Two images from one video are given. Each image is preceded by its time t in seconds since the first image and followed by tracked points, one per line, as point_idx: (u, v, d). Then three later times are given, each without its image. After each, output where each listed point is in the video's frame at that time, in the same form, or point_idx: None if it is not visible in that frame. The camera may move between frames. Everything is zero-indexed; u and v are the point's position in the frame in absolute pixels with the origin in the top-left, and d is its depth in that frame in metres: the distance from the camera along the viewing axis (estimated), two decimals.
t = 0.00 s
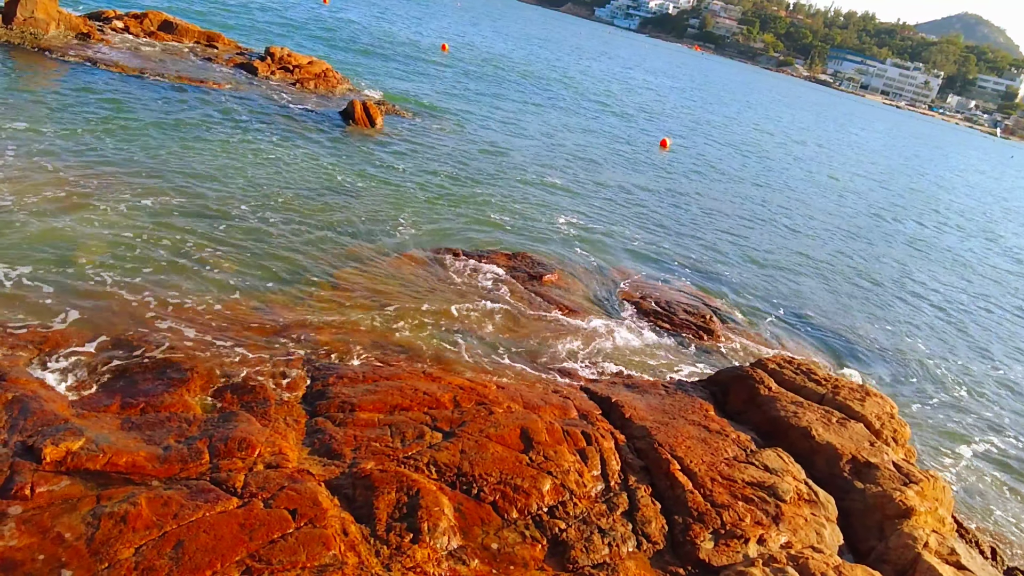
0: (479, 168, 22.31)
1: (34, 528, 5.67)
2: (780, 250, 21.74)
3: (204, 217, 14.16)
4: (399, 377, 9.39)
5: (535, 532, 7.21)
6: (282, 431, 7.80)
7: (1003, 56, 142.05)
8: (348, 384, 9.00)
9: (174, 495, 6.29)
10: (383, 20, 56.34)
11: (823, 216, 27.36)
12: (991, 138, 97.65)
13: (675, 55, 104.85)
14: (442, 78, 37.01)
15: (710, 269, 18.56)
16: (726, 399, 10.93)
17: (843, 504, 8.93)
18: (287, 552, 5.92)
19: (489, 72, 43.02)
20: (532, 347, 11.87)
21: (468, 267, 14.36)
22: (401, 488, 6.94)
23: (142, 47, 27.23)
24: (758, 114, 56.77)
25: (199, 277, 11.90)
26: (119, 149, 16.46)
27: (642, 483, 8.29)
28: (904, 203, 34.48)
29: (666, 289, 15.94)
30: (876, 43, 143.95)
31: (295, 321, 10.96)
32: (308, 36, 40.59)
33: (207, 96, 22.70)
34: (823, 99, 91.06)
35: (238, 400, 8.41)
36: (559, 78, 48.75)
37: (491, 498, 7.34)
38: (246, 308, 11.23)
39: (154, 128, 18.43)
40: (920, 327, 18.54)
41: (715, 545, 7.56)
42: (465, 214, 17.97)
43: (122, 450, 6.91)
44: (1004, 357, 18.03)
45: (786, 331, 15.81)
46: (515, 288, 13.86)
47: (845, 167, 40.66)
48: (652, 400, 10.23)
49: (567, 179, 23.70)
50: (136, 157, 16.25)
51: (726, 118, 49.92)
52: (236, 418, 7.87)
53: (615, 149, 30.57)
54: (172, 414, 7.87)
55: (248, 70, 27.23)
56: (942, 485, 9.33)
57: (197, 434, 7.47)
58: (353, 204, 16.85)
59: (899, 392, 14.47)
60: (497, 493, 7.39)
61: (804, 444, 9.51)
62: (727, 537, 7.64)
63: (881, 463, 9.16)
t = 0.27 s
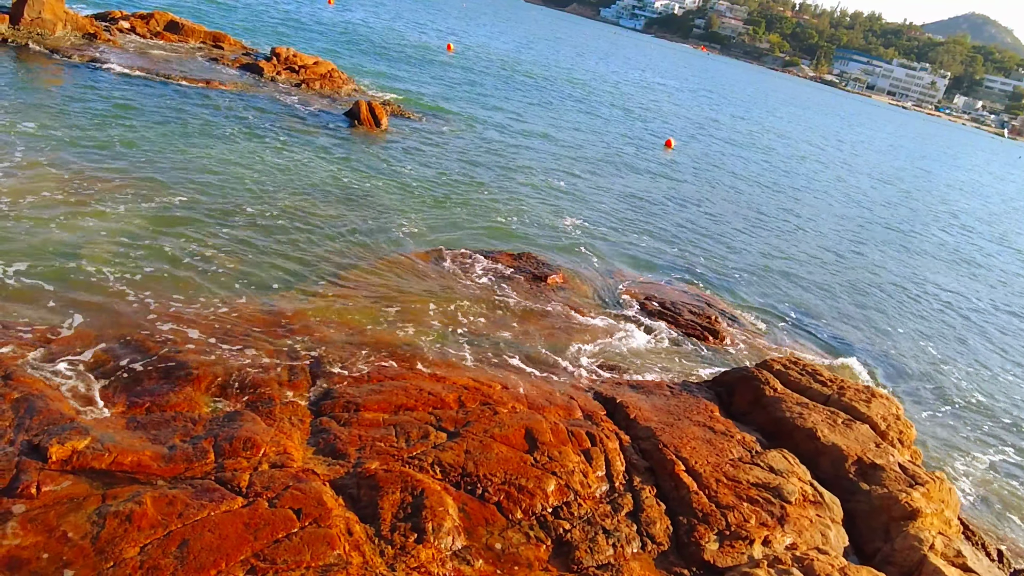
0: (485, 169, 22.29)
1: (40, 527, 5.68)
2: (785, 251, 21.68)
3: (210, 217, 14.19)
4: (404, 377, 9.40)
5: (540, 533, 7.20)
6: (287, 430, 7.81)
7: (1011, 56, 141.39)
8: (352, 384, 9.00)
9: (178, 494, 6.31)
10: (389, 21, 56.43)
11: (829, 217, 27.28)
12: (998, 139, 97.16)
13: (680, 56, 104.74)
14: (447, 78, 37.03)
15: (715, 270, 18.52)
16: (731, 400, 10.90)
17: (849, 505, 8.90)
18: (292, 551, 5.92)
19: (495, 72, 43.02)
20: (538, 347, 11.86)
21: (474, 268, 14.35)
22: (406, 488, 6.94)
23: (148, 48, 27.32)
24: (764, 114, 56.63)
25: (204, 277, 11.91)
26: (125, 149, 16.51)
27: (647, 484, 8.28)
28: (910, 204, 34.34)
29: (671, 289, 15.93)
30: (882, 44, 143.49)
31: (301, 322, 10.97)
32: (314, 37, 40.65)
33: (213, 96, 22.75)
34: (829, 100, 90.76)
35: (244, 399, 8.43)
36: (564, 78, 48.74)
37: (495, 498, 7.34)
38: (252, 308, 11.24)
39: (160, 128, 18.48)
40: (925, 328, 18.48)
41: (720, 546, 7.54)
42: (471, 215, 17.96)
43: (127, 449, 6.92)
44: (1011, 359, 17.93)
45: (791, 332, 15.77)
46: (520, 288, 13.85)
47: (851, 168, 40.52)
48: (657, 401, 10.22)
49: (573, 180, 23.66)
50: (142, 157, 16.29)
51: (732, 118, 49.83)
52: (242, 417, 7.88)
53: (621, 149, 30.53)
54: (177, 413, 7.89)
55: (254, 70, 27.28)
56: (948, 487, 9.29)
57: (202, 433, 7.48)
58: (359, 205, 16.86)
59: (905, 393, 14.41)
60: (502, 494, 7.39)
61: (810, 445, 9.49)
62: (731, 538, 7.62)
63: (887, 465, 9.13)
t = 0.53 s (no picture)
0: (488, 169, 22.28)
1: (44, 526, 5.69)
2: (788, 252, 21.64)
3: (214, 217, 14.20)
4: (407, 377, 9.40)
5: (543, 533, 7.19)
6: (291, 430, 7.82)
7: (1016, 56, 140.96)
8: (356, 384, 9.01)
9: (182, 494, 6.31)
10: (393, 21, 56.47)
11: (832, 218, 27.23)
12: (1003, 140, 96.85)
13: (684, 56, 104.63)
14: (451, 79, 37.04)
15: (719, 270, 18.49)
16: (735, 401, 10.88)
17: (853, 507, 8.88)
18: (295, 551, 5.93)
19: (498, 72, 43.00)
20: (541, 348, 11.86)
21: (477, 268, 14.35)
22: (409, 488, 6.94)
23: (152, 48, 27.36)
24: (768, 115, 56.55)
25: (208, 277, 11.91)
26: (129, 149, 16.54)
27: (650, 485, 8.26)
28: (914, 204, 34.25)
29: (674, 290, 15.91)
30: (887, 45, 143.19)
31: (305, 322, 10.98)
32: (318, 37, 40.69)
33: (217, 97, 22.78)
34: (834, 100, 90.56)
35: (248, 399, 8.44)
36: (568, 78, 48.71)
37: (498, 498, 7.33)
38: (256, 308, 11.25)
39: (164, 128, 18.51)
40: (930, 329, 18.41)
41: (724, 547, 7.53)
42: (474, 215, 17.95)
43: (131, 449, 6.93)
44: (1015, 360, 17.86)
45: (795, 333, 15.75)
46: (524, 288, 13.85)
47: (855, 169, 40.44)
48: (660, 402, 10.20)
49: (576, 181, 23.65)
50: (146, 157, 16.32)
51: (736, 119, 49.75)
52: (245, 417, 7.89)
53: (624, 150, 30.50)
54: (181, 413, 7.90)
55: (258, 71, 27.30)
56: (953, 488, 9.26)
57: (206, 433, 7.49)
58: (362, 205, 16.87)
59: (908, 394, 14.36)
60: (505, 494, 7.38)
61: (813, 446, 9.47)
62: (735, 539, 7.61)
63: (891, 466, 9.11)
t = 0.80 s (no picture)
0: (492, 170, 22.28)
1: (48, 526, 5.71)
2: (791, 252, 21.61)
3: (217, 218, 14.21)
4: (410, 378, 9.40)
5: (546, 534, 7.19)
6: (294, 430, 7.83)
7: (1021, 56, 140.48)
8: (359, 384, 9.02)
9: (186, 493, 6.33)
10: (397, 22, 56.53)
11: (836, 218, 27.19)
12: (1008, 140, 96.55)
13: (688, 56, 104.50)
14: (455, 79, 37.05)
15: (722, 271, 18.47)
16: (739, 402, 10.87)
17: (856, 508, 8.87)
18: (299, 551, 5.93)
19: (502, 73, 43.00)
20: (545, 349, 11.85)
21: (480, 270, 14.33)
22: (412, 488, 6.95)
23: (156, 48, 27.41)
24: (772, 115, 56.46)
25: (211, 277, 11.93)
26: (133, 149, 16.57)
27: (654, 486, 8.26)
28: (918, 205, 34.20)
29: (677, 291, 15.88)
30: (891, 45, 143.07)
31: (308, 322, 10.99)
32: (322, 37, 40.75)
33: (221, 97, 22.81)
34: (838, 101, 90.40)
35: (251, 398, 8.47)
36: (571, 79, 48.69)
37: (501, 499, 7.34)
38: (259, 308, 11.25)
39: (168, 129, 18.54)
40: (934, 330, 18.35)
41: (727, 548, 7.53)
42: (478, 216, 17.94)
43: (135, 449, 6.94)
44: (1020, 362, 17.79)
45: (798, 334, 15.70)
46: (527, 289, 13.81)
47: (859, 169, 40.37)
48: (664, 403, 10.19)
49: (580, 181, 23.63)
50: (150, 158, 16.34)
51: (740, 119, 49.67)
52: (249, 417, 7.91)
53: (628, 150, 30.46)
54: (185, 412, 7.92)
55: (262, 71, 27.33)
56: (957, 489, 9.24)
57: (210, 433, 7.51)
58: (365, 206, 16.87)
59: (912, 396, 14.32)
60: (508, 495, 7.39)
61: (817, 447, 9.46)
62: (738, 541, 7.60)
63: (895, 467, 9.09)
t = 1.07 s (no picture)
0: (496, 171, 22.28)
1: (53, 525, 5.72)
2: (795, 253, 21.57)
3: (222, 218, 14.24)
4: (414, 378, 9.40)
5: (549, 535, 7.19)
6: (298, 430, 7.84)
7: None
8: (363, 384, 9.02)
9: (190, 493, 6.34)
10: (401, 22, 56.62)
11: (840, 219, 27.12)
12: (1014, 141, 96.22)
13: (692, 57, 104.45)
14: (459, 80, 37.08)
15: (725, 272, 18.46)
16: (742, 403, 10.85)
17: (860, 509, 8.85)
18: (302, 551, 5.94)
19: (506, 73, 43.04)
20: (548, 350, 11.84)
21: (484, 270, 14.33)
22: (416, 489, 6.95)
23: (161, 49, 27.50)
24: (777, 116, 56.35)
25: (215, 277, 11.94)
26: (138, 149, 16.63)
27: (657, 486, 8.25)
28: (923, 206, 34.07)
29: (681, 291, 15.85)
30: (896, 45, 142.78)
31: (312, 323, 11.00)
32: (327, 38, 40.84)
33: (226, 98, 22.88)
34: (843, 101, 90.20)
35: (255, 398, 8.48)
36: (575, 79, 48.70)
37: (505, 500, 7.33)
38: (263, 308, 11.27)
39: (173, 129, 18.60)
40: (939, 332, 18.29)
41: (730, 549, 7.52)
42: (482, 217, 17.95)
43: (139, 449, 6.95)
44: None
45: (802, 335, 15.67)
46: (530, 290, 13.80)
47: (863, 170, 40.26)
48: (667, 404, 10.18)
49: (584, 182, 23.63)
50: (154, 158, 16.39)
51: (744, 120, 49.61)
52: (253, 417, 7.92)
53: (632, 151, 30.45)
54: (189, 412, 7.94)
55: (266, 72, 27.39)
56: (961, 491, 9.21)
57: (214, 433, 7.53)
58: (370, 206, 16.89)
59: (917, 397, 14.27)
60: (511, 495, 7.38)
61: (821, 449, 9.44)
62: (742, 542, 7.59)
63: (899, 469, 9.07)
